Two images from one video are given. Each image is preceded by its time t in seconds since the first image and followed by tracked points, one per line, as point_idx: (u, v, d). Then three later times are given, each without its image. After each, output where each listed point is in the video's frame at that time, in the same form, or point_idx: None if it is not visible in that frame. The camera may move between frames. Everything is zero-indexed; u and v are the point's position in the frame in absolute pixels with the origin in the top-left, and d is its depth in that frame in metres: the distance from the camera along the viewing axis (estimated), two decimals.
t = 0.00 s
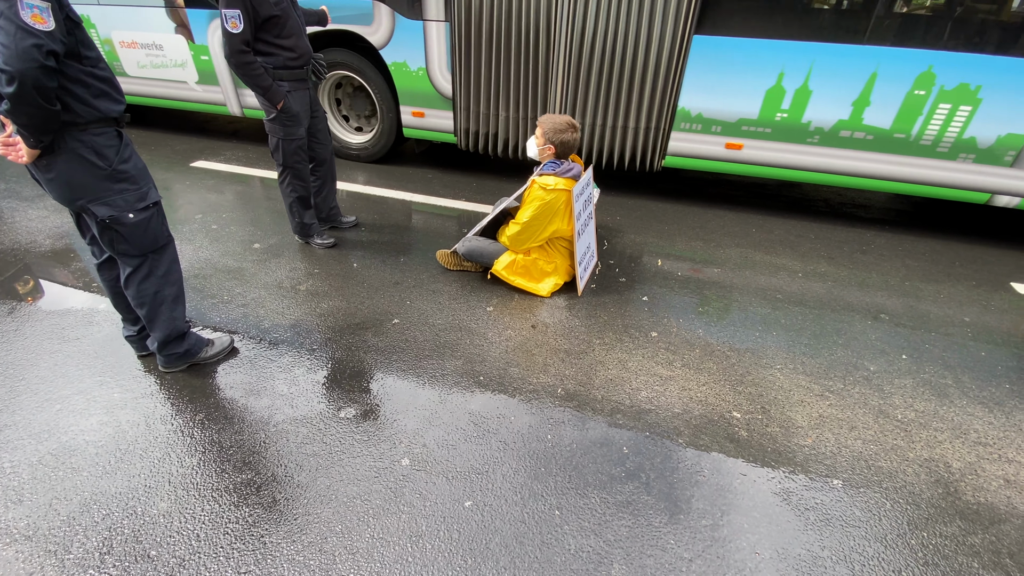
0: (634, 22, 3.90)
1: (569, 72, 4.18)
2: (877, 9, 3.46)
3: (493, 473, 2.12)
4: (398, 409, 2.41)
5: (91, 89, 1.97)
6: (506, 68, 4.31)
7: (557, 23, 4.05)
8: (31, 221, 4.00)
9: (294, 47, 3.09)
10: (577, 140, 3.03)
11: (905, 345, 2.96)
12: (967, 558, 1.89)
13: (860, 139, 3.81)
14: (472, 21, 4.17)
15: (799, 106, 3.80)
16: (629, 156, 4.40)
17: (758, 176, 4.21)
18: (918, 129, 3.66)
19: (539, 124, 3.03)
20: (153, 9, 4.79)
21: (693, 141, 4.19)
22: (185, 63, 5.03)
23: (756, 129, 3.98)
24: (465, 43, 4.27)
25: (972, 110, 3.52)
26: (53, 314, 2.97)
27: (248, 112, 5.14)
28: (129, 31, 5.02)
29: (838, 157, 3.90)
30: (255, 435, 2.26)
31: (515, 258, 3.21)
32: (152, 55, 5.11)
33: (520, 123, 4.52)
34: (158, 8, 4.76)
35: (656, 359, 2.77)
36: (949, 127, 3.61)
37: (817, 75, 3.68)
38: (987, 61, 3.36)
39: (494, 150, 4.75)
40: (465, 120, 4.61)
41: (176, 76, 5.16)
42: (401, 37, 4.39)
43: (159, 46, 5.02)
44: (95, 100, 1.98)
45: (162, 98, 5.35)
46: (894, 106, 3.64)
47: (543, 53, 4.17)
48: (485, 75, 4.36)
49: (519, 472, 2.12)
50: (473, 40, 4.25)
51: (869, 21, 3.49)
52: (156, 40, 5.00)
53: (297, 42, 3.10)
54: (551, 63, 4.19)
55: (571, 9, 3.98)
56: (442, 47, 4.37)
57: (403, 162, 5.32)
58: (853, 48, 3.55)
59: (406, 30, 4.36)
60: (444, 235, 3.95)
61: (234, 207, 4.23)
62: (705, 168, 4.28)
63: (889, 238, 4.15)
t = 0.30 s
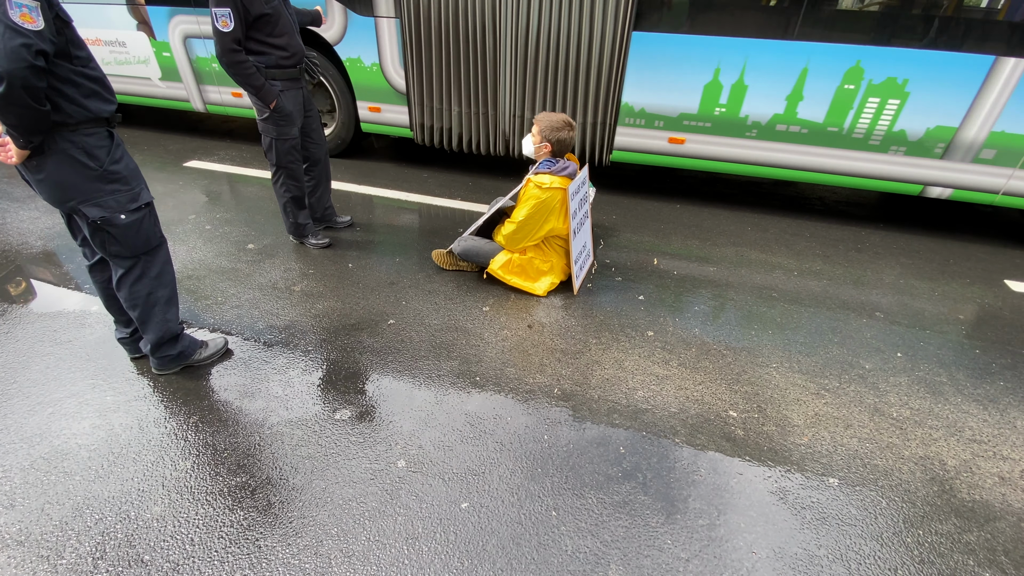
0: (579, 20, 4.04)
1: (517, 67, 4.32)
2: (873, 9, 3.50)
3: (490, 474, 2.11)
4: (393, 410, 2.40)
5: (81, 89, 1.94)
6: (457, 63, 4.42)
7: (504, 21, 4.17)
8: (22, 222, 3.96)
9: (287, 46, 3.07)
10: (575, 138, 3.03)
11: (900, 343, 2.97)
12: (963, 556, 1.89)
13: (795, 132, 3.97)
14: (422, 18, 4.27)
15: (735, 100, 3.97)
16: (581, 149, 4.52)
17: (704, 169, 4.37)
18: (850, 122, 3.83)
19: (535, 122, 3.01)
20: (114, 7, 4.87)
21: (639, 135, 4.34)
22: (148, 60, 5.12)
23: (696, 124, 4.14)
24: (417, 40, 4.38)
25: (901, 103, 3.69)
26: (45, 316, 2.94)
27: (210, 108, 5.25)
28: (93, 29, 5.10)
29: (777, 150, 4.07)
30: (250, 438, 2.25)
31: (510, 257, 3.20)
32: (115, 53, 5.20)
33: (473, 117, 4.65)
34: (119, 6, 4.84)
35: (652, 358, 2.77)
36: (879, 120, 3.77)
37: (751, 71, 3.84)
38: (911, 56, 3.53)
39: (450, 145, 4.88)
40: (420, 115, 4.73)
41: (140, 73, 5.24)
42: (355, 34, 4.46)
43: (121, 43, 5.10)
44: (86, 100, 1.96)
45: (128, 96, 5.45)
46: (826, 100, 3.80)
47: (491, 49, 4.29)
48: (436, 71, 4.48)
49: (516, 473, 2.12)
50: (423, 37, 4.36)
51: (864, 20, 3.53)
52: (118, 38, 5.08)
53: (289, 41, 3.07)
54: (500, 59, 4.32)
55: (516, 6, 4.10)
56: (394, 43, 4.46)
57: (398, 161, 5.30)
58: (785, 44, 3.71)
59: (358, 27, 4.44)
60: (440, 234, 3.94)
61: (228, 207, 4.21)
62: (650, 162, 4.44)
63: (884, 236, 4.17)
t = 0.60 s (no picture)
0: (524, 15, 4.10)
1: (466, 62, 4.40)
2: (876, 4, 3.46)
3: (487, 475, 2.10)
4: (389, 410, 2.39)
5: (71, 88, 1.92)
6: (408, 59, 4.50)
7: (450, 16, 4.23)
8: (17, 222, 3.94)
9: (281, 44, 3.04)
10: (571, 136, 3.01)
11: (898, 341, 2.96)
12: (962, 554, 1.89)
13: (736, 125, 4.02)
14: (373, 14, 4.35)
15: (677, 94, 4.02)
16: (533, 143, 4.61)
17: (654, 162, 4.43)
18: (787, 115, 3.87)
19: (531, 120, 3.00)
20: (81, 5, 5.03)
21: (587, 129, 4.41)
22: (114, 56, 5.27)
23: (641, 117, 4.20)
24: (371, 34, 4.45)
25: (834, 95, 3.73)
26: (39, 317, 2.92)
27: (175, 103, 5.39)
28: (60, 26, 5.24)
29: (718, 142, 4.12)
30: (246, 440, 2.23)
31: (508, 257, 3.18)
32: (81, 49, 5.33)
33: (427, 111, 4.74)
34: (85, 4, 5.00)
35: (650, 357, 2.76)
36: (815, 112, 3.81)
37: (691, 64, 3.90)
38: (842, 48, 3.57)
39: (407, 138, 4.97)
40: (376, 109, 4.82)
41: (106, 69, 5.39)
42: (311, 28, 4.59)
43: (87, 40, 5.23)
44: (76, 100, 1.94)
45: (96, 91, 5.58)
46: (763, 93, 3.86)
47: (439, 44, 4.36)
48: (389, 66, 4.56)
49: (513, 474, 2.10)
50: (374, 32, 4.44)
51: (867, 16, 3.49)
52: (84, 35, 5.22)
53: (283, 39, 3.05)
54: (449, 55, 4.40)
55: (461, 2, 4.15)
56: (348, 39, 4.56)
57: (394, 160, 5.28)
58: (721, 38, 3.78)
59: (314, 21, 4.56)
60: (437, 233, 3.93)
61: (224, 206, 4.18)
62: (601, 155, 4.51)
63: (882, 234, 4.16)
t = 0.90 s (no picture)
0: (475, 8, 4.09)
1: (423, 55, 4.40)
2: None
3: (486, 473, 2.09)
4: (388, 409, 2.38)
5: (68, 85, 1.91)
6: (366, 51, 4.50)
7: (405, 9, 4.23)
8: (15, 220, 3.93)
9: (280, 41, 3.03)
10: (571, 133, 3.00)
11: (898, 338, 2.96)
12: (961, 552, 1.89)
13: (683, 117, 4.02)
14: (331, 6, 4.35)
15: (625, 86, 4.02)
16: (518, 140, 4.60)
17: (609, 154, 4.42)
18: (732, 106, 3.87)
19: (530, 118, 2.98)
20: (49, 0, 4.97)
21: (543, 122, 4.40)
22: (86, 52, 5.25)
23: (593, 110, 4.20)
24: (328, 28, 4.45)
25: (776, 86, 3.73)
26: (38, 315, 2.92)
27: (146, 97, 5.40)
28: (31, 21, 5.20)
29: (667, 135, 4.11)
30: (244, 438, 2.23)
31: (507, 255, 3.17)
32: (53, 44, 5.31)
33: (387, 104, 4.74)
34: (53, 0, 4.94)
35: (650, 354, 2.76)
36: (758, 103, 3.81)
37: (637, 57, 3.90)
38: (782, 39, 3.57)
39: (371, 131, 4.98)
40: (339, 102, 4.83)
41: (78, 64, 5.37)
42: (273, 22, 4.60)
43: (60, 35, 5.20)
44: (73, 97, 1.92)
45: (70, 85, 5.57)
46: (708, 85, 3.85)
47: (395, 37, 4.37)
48: (348, 59, 4.57)
49: (512, 472, 2.10)
50: (333, 25, 4.44)
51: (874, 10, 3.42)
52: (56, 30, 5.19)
53: (281, 36, 3.03)
54: (405, 47, 4.40)
55: None
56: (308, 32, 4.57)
57: (393, 157, 5.26)
58: (664, 30, 3.77)
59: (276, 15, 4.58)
60: (437, 231, 3.92)
61: (222, 204, 4.17)
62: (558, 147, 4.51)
63: (882, 231, 4.15)
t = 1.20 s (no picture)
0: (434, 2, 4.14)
1: (385, 49, 4.44)
2: None
3: (488, 471, 2.09)
4: (389, 407, 2.38)
5: (68, 81, 1.90)
6: (330, 45, 4.55)
7: (365, 4, 4.27)
8: (16, 217, 3.93)
9: (280, 38, 3.01)
10: (573, 130, 2.98)
11: (900, 337, 2.95)
12: (963, 551, 1.88)
13: (636, 109, 4.05)
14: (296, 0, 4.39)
15: (579, 79, 4.05)
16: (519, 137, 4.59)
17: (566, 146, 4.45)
18: (683, 98, 3.90)
19: (532, 114, 2.96)
20: None
21: (501, 114, 4.43)
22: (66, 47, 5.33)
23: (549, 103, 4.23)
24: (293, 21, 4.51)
25: (723, 78, 3.76)
26: (40, 312, 2.92)
27: (122, 92, 5.47)
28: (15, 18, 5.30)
29: (621, 127, 4.15)
30: (245, 436, 2.23)
31: (509, 253, 3.16)
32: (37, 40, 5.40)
33: (353, 97, 4.80)
34: None
35: (652, 352, 2.75)
36: (708, 95, 3.84)
37: (589, 50, 3.93)
38: (727, 32, 3.61)
39: (338, 124, 5.05)
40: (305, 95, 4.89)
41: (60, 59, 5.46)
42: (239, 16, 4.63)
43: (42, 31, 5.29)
44: (73, 93, 1.92)
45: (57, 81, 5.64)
46: (658, 77, 3.88)
47: (358, 31, 4.42)
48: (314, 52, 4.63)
49: (514, 470, 2.10)
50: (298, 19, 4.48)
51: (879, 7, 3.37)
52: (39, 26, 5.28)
53: (282, 32, 3.02)
54: (367, 41, 4.44)
55: None
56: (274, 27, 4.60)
57: (395, 154, 5.25)
58: (613, 23, 3.80)
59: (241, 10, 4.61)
60: (438, 228, 3.91)
61: (224, 201, 4.17)
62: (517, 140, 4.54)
63: (885, 229, 4.13)
